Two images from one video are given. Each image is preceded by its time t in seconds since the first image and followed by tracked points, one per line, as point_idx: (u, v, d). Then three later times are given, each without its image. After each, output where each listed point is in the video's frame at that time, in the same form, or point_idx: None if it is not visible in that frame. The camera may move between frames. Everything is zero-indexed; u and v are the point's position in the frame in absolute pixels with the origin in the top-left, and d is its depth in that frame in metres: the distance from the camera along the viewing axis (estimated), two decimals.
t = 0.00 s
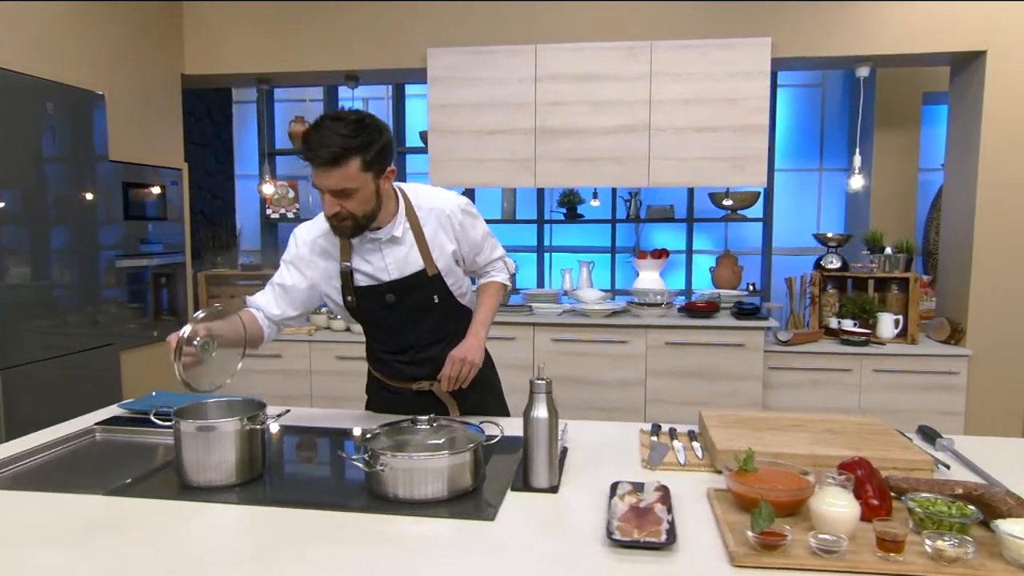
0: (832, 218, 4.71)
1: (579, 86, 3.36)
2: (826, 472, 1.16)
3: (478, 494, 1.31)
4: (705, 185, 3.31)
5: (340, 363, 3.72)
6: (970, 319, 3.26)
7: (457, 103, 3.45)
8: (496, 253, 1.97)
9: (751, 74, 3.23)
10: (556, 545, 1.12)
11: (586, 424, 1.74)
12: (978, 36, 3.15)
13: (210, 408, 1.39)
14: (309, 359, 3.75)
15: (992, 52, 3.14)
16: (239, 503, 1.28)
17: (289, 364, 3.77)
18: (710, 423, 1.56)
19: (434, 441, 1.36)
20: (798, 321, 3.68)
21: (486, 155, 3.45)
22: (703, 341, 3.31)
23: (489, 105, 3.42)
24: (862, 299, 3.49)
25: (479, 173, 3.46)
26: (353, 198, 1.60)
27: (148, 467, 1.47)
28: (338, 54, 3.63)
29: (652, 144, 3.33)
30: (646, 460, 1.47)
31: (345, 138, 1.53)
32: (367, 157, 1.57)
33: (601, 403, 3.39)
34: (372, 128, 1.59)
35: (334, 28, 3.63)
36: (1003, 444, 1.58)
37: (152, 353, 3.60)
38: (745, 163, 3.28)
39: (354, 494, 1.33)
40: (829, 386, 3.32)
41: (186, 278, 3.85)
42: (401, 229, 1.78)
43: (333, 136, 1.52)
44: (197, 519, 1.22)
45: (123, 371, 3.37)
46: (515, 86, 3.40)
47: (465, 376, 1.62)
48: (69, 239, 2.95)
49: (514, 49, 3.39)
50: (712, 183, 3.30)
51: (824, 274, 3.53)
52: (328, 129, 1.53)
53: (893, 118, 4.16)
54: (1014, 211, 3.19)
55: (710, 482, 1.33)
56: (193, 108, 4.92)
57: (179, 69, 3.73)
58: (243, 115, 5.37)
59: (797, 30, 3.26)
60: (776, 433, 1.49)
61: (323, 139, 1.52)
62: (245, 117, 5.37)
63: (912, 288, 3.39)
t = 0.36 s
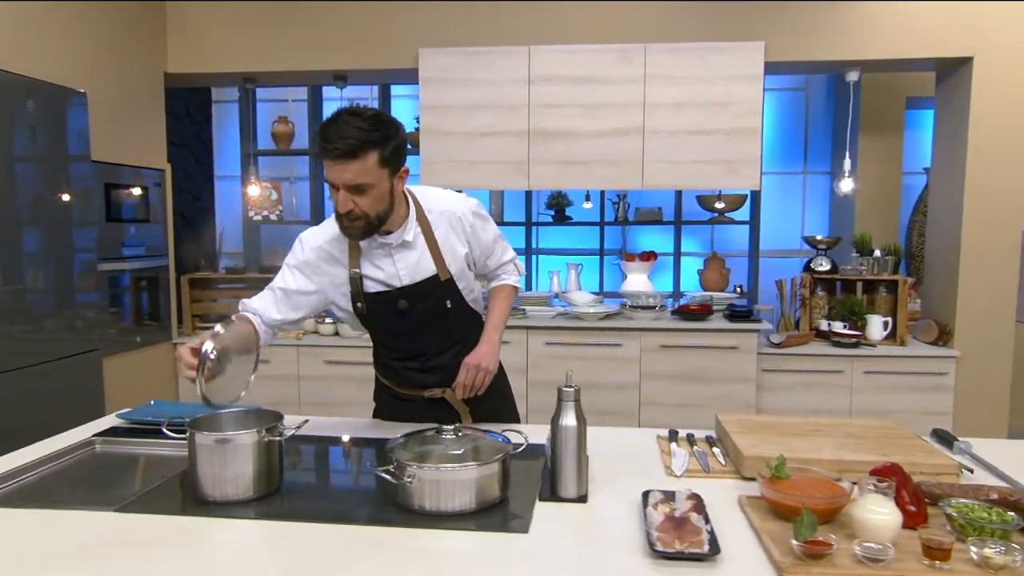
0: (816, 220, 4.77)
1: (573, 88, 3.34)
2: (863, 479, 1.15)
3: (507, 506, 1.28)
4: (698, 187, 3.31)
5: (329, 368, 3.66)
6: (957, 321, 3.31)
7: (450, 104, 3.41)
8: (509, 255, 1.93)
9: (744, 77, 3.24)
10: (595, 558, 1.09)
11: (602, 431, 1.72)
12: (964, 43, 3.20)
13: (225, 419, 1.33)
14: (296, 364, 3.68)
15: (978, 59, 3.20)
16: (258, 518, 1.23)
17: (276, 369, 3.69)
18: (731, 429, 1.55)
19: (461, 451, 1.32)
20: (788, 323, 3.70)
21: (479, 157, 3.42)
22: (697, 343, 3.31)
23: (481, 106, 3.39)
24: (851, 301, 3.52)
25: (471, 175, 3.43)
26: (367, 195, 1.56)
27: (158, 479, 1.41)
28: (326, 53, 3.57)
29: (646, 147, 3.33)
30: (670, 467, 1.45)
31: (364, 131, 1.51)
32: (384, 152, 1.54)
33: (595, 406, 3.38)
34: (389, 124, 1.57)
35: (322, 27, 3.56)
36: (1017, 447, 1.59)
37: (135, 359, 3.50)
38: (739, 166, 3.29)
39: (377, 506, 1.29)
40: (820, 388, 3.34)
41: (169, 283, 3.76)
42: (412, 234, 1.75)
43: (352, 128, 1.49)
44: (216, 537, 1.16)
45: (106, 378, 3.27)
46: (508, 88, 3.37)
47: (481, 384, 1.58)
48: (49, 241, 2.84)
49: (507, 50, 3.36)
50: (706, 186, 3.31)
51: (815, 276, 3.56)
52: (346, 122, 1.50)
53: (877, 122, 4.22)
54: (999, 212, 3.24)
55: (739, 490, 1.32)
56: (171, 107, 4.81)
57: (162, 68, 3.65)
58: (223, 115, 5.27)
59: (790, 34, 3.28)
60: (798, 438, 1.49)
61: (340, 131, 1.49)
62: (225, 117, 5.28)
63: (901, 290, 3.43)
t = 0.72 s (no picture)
0: (796, 221, 4.84)
1: (564, 91, 3.34)
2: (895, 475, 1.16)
3: (538, 510, 1.27)
4: (689, 190, 3.34)
5: (317, 374, 3.61)
6: (939, 319, 3.39)
7: (440, 107, 3.39)
8: (504, 252, 1.91)
9: (733, 81, 3.28)
10: (636, 561, 1.09)
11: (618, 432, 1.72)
12: (945, 48, 3.27)
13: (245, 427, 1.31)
14: (284, 370, 3.62)
15: (958, 64, 3.28)
16: (285, 528, 1.20)
17: (263, 375, 3.63)
18: (748, 428, 1.56)
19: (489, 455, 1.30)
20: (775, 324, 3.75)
21: (469, 159, 3.40)
22: (688, 344, 3.34)
23: (472, 109, 3.38)
24: (837, 301, 3.58)
25: (462, 177, 3.41)
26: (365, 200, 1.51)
27: (173, 490, 1.37)
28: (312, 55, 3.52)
29: (636, 150, 3.35)
30: (693, 467, 1.45)
31: (351, 139, 1.45)
32: (374, 154, 1.49)
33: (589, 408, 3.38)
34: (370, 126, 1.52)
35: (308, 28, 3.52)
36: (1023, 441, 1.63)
37: (118, 367, 3.41)
38: (728, 168, 3.33)
39: (406, 512, 1.27)
40: (809, 387, 3.39)
41: (151, 289, 3.67)
42: (408, 245, 1.69)
43: (340, 136, 1.43)
44: (245, 548, 1.14)
45: (89, 387, 3.19)
46: (498, 90, 3.36)
47: (499, 389, 1.59)
48: (33, 247, 2.77)
49: (498, 53, 3.35)
50: (697, 188, 3.33)
51: (800, 277, 3.61)
52: (332, 129, 1.44)
53: (856, 126, 4.30)
54: (979, 213, 3.32)
55: (765, 489, 1.33)
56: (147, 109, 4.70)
57: (144, 69, 3.59)
58: (199, 117, 5.16)
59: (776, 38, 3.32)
60: (816, 436, 1.50)
61: (329, 139, 1.43)
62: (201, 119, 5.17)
63: (885, 290, 3.49)
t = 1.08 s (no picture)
0: (775, 219, 4.93)
1: (553, 92, 3.37)
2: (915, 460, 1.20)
3: (567, 503, 1.29)
4: (677, 189, 3.39)
5: (308, 377, 3.58)
6: (919, 313, 3.48)
7: (429, 108, 3.39)
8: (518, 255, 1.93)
9: (718, 82, 3.34)
10: (672, 549, 1.11)
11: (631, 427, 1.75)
12: (920, 50, 3.37)
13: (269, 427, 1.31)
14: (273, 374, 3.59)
15: (934, 65, 3.38)
16: (317, 527, 1.20)
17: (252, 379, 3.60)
18: (760, 419, 1.60)
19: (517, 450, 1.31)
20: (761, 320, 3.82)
21: (459, 160, 3.41)
22: (679, 341, 3.39)
23: (461, 110, 3.39)
24: (820, 297, 3.66)
25: (452, 178, 3.42)
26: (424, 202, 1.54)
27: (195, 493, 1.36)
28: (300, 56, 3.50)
29: (625, 150, 3.39)
30: (710, 458, 1.48)
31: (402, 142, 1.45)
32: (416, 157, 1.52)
33: (581, 406, 3.41)
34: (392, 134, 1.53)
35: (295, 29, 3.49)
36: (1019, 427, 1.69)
37: (103, 374, 3.35)
38: (715, 168, 3.38)
39: (436, 507, 1.28)
40: (795, 381, 3.46)
41: (135, 294, 3.61)
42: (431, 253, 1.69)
43: (400, 145, 1.43)
44: (281, 547, 1.14)
45: (74, 395, 3.12)
46: (487, 91, 3.37)
47: (516, 393, 1.61)
48: (10, 253, 2.69)
49: (487, 54, 3.36)
50: (685, 187, 3.38)
51: (785, 274, 3.68)
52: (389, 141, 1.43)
53: (833, 125, 4.40)
54: (955, 211, 3.43)
55: (784, 478, 1.36)
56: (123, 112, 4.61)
57: (123, 70, 3.52)
58: (176, 119, 5.07)
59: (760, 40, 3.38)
60: (827, 425, 1.54)
61: (394, 150, 1.42)
62: (178, 121, 5.08)
63: (867, 285, 3.58)
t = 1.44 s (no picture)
0: (755, 216, 5.02)
1: (543, 91, 3.40)
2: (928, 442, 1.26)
3: (593, 491, 1.32)
4: (666, 187, 3.45)
5: (299, 378, 3.57)
6: (899, 306, 3.59)
7: (420, 108, 3.40)
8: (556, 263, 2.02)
9: (705, 81, 3.40)
10: (701, 531, 1.15)
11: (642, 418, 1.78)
12: (897, 50, 3.47)
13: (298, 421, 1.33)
14: (264, 375, 3.57)
15: (910, 65, 3.49)
16: (350, 520, 1.22)
17: (243, 381, 3.57)
18: (769, 408, 1.64)
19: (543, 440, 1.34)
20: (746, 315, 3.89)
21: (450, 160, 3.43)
22: (669, 336, 3.44)
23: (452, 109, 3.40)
24: (803, 292, 3.75)
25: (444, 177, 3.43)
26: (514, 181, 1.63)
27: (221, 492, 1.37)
28: (289, 55, 3.47)
29: (615, 148, 3.43)
30: (724, 445, 1.52)
31: (514, 124, 1.54)
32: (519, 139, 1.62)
33: (574, 402, 3.45)
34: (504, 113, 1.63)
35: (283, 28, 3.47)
36: (1011, 411, 1.77)
37: (91, 378, 3.29)
38: (702, 165, 3.45)
39: (465, 498, 1.30)
40: (782, 374, 3.54)
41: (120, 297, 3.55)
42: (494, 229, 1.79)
43: (513, 122, 1.53)
44: (318, 540, 1.15)
45: (62, 399, 3.07)
46: (478, 91, 3.40)
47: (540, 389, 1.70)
48: None
49: (477, 53, 3.38)
50: (673, 184, 3.44)
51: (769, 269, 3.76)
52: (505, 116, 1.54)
53: (811, 124, 4.49)
54: (932, 207, 3.54)
55: (799, 463, 1.41)
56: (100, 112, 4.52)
57: (105, 70, 3.44)
58: (154, 118, 4.97)
59: (744, 40, 3.45)
60: (834, 413, 1.60)
61: (508, 125, 1.53)
62: (155, 120, 5.00)
63: (849, 279, 3.67)
